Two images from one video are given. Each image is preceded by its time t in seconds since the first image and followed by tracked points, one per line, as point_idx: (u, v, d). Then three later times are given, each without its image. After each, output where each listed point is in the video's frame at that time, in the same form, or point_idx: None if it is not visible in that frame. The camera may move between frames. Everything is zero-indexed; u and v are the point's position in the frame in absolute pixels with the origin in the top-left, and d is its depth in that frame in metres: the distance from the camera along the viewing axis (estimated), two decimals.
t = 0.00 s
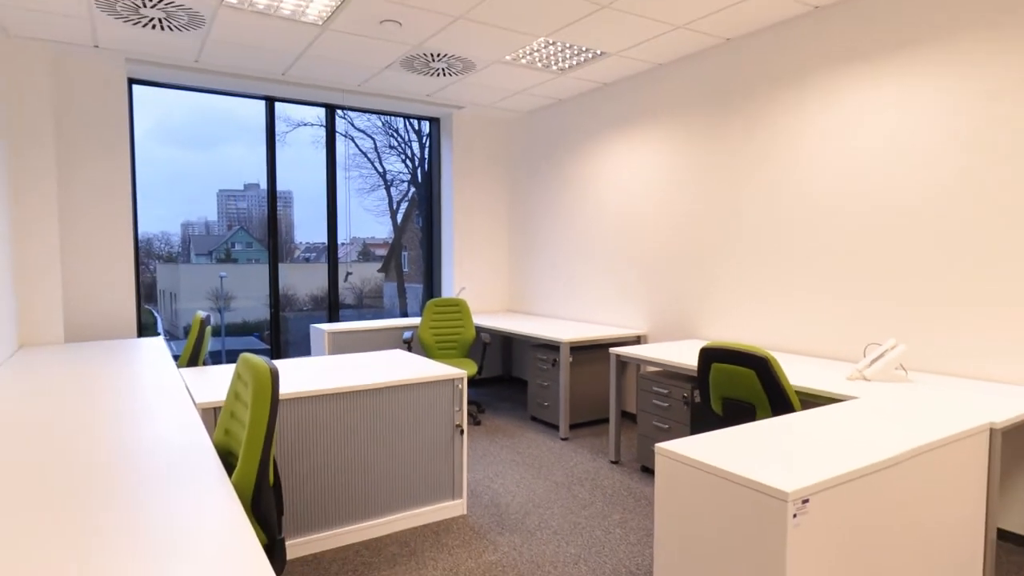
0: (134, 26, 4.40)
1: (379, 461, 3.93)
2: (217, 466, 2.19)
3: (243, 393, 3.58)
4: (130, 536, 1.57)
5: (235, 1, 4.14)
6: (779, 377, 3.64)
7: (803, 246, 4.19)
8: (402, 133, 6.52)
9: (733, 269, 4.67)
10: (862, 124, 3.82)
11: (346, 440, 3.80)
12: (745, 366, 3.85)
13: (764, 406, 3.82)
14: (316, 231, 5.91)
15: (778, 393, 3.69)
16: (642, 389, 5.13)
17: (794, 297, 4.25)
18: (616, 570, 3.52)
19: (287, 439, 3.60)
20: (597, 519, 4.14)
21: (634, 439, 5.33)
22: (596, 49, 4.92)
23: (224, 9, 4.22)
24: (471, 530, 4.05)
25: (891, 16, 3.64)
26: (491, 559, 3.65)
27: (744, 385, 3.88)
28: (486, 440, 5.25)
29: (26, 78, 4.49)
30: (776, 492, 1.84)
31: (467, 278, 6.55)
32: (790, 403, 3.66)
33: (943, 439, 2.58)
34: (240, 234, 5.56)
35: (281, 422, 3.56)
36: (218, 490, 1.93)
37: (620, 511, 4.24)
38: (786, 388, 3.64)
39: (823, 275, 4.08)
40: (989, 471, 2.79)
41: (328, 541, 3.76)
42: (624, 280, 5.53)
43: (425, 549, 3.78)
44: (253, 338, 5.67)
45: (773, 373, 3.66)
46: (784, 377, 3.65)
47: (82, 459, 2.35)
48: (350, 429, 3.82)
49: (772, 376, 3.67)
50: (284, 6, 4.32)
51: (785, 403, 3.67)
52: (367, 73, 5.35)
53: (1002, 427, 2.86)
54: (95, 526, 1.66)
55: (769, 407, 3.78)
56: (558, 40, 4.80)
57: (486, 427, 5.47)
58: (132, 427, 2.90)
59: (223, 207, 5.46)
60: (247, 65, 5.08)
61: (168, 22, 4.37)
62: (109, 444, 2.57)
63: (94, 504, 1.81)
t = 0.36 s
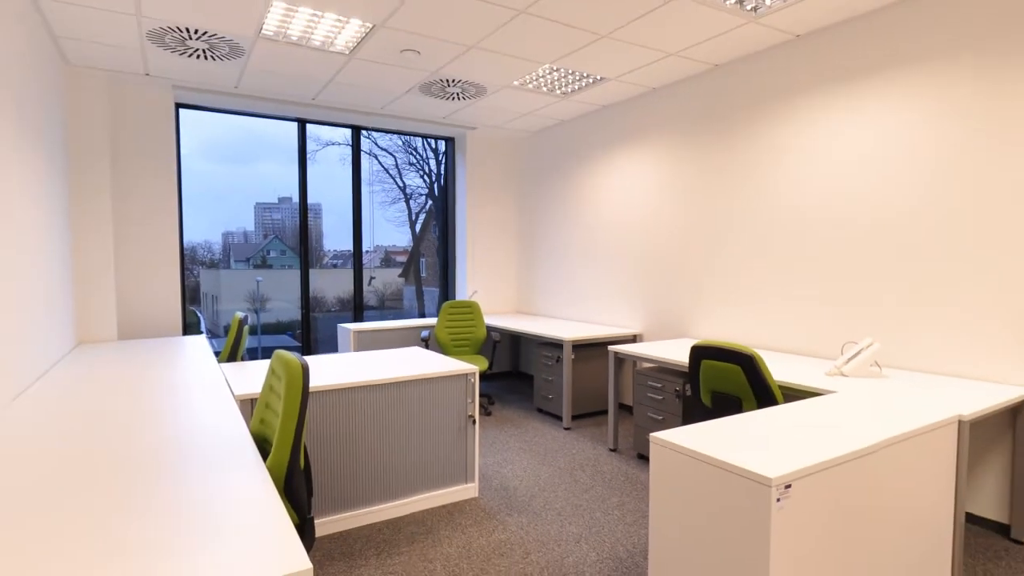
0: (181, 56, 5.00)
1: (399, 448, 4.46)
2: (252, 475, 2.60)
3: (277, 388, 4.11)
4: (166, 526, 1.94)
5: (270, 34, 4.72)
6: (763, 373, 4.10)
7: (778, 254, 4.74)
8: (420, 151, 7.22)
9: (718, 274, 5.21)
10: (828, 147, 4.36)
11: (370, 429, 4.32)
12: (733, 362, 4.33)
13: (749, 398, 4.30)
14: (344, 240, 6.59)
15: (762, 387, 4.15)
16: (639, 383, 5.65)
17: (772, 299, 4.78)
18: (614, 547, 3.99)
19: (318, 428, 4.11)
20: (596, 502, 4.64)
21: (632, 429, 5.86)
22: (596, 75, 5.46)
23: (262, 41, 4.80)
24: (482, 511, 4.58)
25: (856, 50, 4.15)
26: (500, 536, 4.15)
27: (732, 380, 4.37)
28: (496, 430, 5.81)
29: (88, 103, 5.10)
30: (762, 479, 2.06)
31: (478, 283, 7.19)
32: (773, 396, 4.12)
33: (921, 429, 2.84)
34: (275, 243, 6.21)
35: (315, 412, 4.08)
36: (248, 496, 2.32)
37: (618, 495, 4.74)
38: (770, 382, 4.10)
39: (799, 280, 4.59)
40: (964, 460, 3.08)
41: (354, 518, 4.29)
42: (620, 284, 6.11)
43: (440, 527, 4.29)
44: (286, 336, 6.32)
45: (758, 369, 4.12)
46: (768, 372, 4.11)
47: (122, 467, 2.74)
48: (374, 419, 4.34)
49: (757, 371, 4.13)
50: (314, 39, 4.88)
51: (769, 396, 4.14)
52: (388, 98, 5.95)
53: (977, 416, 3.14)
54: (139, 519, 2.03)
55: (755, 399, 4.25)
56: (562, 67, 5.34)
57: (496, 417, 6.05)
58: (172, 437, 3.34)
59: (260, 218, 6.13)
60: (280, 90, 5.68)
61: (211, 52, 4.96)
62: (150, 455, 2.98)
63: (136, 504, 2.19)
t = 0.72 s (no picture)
0: (213, 77, 5.50)
1: (412, 437, 4.93)
2: (275, 467, 3.03)
3: (299, 383, 4.58)
4: (202, 510, 2.34)
5: (295, 57, 5.20)
6: (751, 370, 4.50)
7: (762, 260, 5.18)
8: (432, 164, 7.71)
9: (709, 279, 5.65)
10: (805, 163, 4.82)
11: (386, 420, 4.78)
12: (720, 358, 4.77)
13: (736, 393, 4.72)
14: (362, 246, 7.09)
15: (749, 384, 4.56)
16: (635, 379, 6.10)
17: (757, 301, 5.23)
18: (611, 530, 4.41)
19: (339, 419, 4.56)
20: (595, 489, 5.08)
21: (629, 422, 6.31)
22: (596, 93, 5.92)
23: (287, 63, 5.29)
24: (489, 497, 5.02)
25: (831, 74, 4.59)
26: (506, 520, 4.60)
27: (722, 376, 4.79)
28: (502, 421, 6.28)
29: (128, 120, 5.61)
30: (751, 468, 2.40)
31: (486, 286, 7.67)
32: (760, 392, 4.51)
33: (899, 421, 3.11)
34: (299, 249, 6.72)
35: (341, 402, 4.57)
36: (271, 486, 2.73)
37: (615, 482, 5.18)
38: (756, 378, 4.50)
39: (780, 284, 5.03)
40: (940, 455, 3.35)
41: (372, 503, 4.74)
42: (618, 287, 6.57)
43: (450, 512, 4.74)
44: (308, 334, 6.81)
45: (746, 367, 4.52)
46: (755, 370, 4.51)
47: (155, 459, 3.14)
48: (390, 411, 4.81)
49: (744, 368, 4.54)
50: (335, 61, 5.36)
51: (756, 393, 4.53)
52: (403, 115, 6.44)
53: (951, 411, 3.41)
54: (178, 505, 2.43)
55: (742, 396, 4.66)
56: (563, 86, 5.80)
57: (503, 410, 6.52)
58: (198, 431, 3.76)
59: (286, 226, 6.64)
60: (303, 108, 6.17)
61: (240, 73, 5.45)
62: (180, 447, 3.39)
63: (173, 493, 2.59)
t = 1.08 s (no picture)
0: (225, 85, 5.72)
1: (417, 432, 5.13)
2: (284, 463, 3.21)
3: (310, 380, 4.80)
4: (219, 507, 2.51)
5: (305, 66, 5.42)
6: (745, 368, 4.70)
7: (756, 262, 5.39)
8: (437, 169, 7.93)
9: (705, 280, 5.86)
10: (797, 169, 5.02)
11: (392, 416, 4.99)
12: (716, 357, 4.97)
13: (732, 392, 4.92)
14: (370, 249, 7.31)
15: (744, 381, 4.75)
16: (634, 378, 6.31)
17: (752, 302, 5.43)
18: (609, 524, 4.61)
19: (349, 415, 4.77)
20: (594, 483, 5.28)
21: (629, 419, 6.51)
22: (595, 101, 6.13)
23: (297, 72, 5.51)
24: (492, 491, 5.23)
25: (821, 84, 4.80)
26: (507, 513, 4.80)
27: (718, 375, 4.99)
28: (505, 418, 6.50)
29: (143, 126, 5.84)
30: (745, 464, 2.58)
31: (490, 287, 7.88)
32: (754, 388, 4.71)
33: (886, 420, 3.29)
34: (308, 251, 6.94)
35: (351, 399, 4.78)
36: (281, 483, 2.91)
37: (614, 478, 5.38)
38: (750, 375, 4.70)
39: (773, 285, 5.24)
40: (927, 450, 3.53)
41: (379, 496, 4.95)
42: (617, 288, 6.77)
43: (454, 506, 4.95)
44: (317, 333, 7.03)
45: (740, 365, 4.72)
46: (749, 368, 4.70)
47: (169, 457, 3.32)
48: (398, 407, 5.02)
49: (738, 366, 4.73)
50: (343, 69, 5.58)
51: (750, 390, 4.73)
52: (409, 122, 6.66)
53: (940, 409, 3.59)
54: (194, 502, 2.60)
55: (737, 394, 4.86)
56: (563, 93, 6.01)
57: (506, 407, 6.73)
58: (209, 429, 3.94)
59: (296, 229, 6.86)
60: (313, 115, 6.39)
61: (252, 82, 5.68)
62: (195, 444, 3.58)
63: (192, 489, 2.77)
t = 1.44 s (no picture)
0: (231, 85, 5.70)
1: (423, 434, 5.08)
2: (289, 464, 3.16)
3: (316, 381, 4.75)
4: (223, 508, 2.46)
5: (311, 65, 5.38)
6: (756, 370, 4.60)
7: (765, 261, 5.29)
8: (444, 168, 7.88)
9: (714, 280, 5.76)
10: (808, 167, 4.92)
11: (398, 417, 4.94)
12: (725, 358, 4.87)
13: (743, 394, 4.82)
14: (376, 248, 7.27)
15: (755, 383, 4.65)
16: (643, 379, 6.23)
17: (761, 302, 5.34)
18: (618, 527, 4.53)
19: (354, 416, 4.72)
20: (603, 486, 5.20)
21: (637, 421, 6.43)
22: (603, 98, 6.05)
23: (304, 71, 5.48)
24: (499, 493, 5.17)
25: (832, 80, 4.70)
26: (515, 516, 4.73)
27: (728, 377, 4.90)
28: (512, 419, 6.44)
29: (151, 127, 5.83)
30: (754, 467, 2.55)
31: (497, 287, 7.82)
32: (764, 390, 4.61)
33: (903, 423, 3.20)
34: (314, 251, 6.92)
35: (355, 400, 4.73)
36: (286, 483, 2.86)
37: (622, 480, 5.30)
38: (761, 377, 4.60)
39: (783, 285, 5.15)
40: (945, 454, 3.42)
41: (386, 498, 4.90)
42: (625, 288, 6.69)
43: (461, 508, 4.89)
44: (323, 333, 7.01)
45: (751, 367, 4.62)
46: (760, 370, 4.60)
47: (175, 457, 3.28)
48: (404, 409, 4.97)
49: (749, 368, 4.64)
50: (349, 68, 5.55)
51: (761, 391, 4.63)
52: (416, 121, 6.61)
53: (957, 411, 3.49)
54: (198, 504, 2.55)
55: (748, 396, 4.76)
56: (571, 91, 5.94)
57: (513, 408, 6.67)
58: (214, 429, 3.90)
59: (302, 229, 6.84)
60: (319, 114, 6.36)
61: (258, 81, 5.66)
62: (199, 444, 3.54)
63: (198, 491, 2.72)
